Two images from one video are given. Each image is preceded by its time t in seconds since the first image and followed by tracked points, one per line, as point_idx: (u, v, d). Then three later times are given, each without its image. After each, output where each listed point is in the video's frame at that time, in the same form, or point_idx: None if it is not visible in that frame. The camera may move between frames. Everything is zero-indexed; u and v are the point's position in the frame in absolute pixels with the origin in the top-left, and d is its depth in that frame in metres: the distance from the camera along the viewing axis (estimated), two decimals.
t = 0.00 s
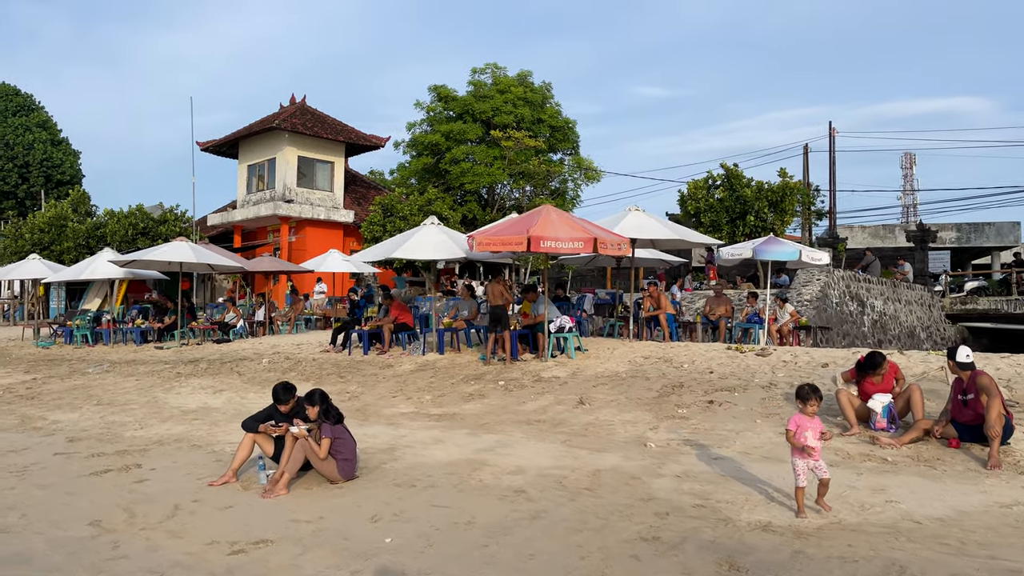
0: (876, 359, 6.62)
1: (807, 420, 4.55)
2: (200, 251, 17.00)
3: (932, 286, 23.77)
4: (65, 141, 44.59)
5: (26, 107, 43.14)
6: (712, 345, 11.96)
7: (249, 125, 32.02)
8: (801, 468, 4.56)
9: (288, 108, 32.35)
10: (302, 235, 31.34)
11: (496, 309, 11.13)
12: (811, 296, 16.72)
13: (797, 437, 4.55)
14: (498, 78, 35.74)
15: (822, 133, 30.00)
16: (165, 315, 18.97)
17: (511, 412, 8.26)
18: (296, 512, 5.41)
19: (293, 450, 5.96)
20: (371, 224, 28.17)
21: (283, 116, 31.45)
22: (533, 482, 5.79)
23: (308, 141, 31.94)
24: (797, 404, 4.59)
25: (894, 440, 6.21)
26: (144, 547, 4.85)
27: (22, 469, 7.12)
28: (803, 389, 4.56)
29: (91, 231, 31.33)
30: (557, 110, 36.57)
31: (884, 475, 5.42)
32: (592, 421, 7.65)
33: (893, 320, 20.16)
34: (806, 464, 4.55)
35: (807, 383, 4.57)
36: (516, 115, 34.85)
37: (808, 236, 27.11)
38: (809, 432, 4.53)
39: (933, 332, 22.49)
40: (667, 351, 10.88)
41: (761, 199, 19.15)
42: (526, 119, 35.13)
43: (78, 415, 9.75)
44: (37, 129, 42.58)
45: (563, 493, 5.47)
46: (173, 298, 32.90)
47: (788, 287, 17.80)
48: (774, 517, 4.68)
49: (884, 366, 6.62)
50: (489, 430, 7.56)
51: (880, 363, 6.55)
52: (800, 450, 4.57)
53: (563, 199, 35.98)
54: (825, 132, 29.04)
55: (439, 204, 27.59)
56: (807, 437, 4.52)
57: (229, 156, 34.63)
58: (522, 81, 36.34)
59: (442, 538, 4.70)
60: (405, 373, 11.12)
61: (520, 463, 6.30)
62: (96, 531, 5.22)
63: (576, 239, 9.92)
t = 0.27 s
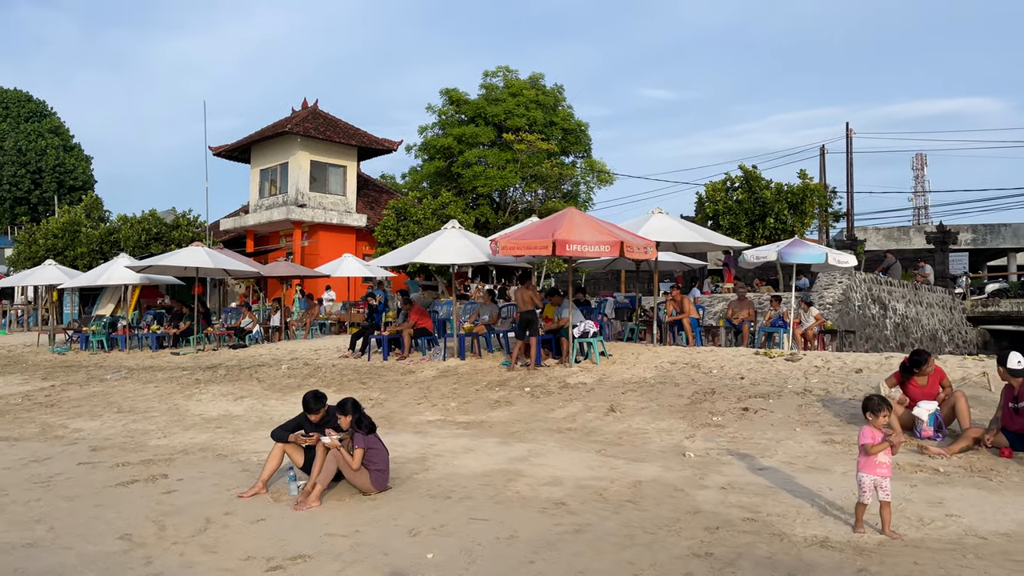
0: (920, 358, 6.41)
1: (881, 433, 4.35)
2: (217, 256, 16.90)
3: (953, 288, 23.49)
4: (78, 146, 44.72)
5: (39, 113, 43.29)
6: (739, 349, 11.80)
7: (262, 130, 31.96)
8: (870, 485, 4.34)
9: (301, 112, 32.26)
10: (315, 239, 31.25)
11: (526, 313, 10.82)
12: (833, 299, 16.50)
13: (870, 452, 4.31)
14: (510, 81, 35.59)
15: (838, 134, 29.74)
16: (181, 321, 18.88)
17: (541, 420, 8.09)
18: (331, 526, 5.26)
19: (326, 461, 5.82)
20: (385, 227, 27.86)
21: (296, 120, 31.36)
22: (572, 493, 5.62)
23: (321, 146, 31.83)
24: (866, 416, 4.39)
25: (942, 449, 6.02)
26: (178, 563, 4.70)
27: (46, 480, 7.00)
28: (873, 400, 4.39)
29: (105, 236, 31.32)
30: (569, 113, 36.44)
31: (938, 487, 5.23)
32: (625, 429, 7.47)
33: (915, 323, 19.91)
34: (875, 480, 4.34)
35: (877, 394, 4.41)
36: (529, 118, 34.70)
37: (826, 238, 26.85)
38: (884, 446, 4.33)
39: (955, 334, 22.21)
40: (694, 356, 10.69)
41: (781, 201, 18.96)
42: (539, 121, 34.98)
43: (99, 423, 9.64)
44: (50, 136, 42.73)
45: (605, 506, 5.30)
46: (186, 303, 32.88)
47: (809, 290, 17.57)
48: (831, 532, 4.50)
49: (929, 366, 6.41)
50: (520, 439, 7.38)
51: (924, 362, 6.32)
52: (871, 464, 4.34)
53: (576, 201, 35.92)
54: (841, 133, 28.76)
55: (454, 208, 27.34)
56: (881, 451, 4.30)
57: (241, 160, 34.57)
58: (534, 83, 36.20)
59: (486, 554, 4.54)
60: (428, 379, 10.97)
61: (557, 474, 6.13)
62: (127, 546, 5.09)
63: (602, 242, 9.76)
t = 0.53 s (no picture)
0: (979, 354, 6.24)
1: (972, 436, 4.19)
2: (246, 258, 16.90)
3: (987, 287, 23.10)
4: (103, 151, 45.13)
5: (65, 118, 43.75)
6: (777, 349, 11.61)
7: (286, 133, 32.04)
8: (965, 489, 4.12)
9: (324, 114, 32.30)
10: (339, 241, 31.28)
11: (566, 313, 10.59)
12: (869, 298, 16.21)
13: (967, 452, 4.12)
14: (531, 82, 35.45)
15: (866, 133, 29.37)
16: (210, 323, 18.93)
17: (583, 421, 7.95)
18: (382, 529, 5.16)
19: (374, 462, 5.74)
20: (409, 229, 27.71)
21: (319, 123, 31.40)
22: (627, 496, 5.48)
23: (344, 148, 31.84)
24: (959, 416, 4.21)
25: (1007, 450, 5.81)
26: (231, 567, 4.63)
27: (90, 482, 6.98)
28: (963, 401, 4.24)
29: (131, 240, 31.52)
30: (591, 113, 36.27)
31: (1010, 490, 5.04)
32: (672, 430, 7.32)
33: (949, 322, 19.56)
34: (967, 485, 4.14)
35: (966, 396, 4.27)
36: (551, 118, 34.54)
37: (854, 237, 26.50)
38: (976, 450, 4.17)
39: (990, 334, 21.82)
40: (733, 357, 10.50)
41: (812, 199, 18.70)
42: (561, 122, 34.81)
43: (136, 425, 9.63)
44: (76, 141, 43.16)
45: (662, 509, 5.17)
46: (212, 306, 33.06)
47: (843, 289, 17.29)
48: (905, 538, 4.34)
49: (989, 361, 6.21)
50: (565, 440, 7.26)
51: (984, 356, 6.14)
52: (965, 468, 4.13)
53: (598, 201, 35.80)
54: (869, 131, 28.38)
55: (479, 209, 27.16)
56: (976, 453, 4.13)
57: (265, 164, 34.70)
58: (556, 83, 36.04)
59: (547, 558, 4.43)
60: (462, 380, 10.87)
61: (608, 476, 5.99)
62: (178, 549, 5.02)
63: (641, 241, 9.57)
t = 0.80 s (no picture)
0: None
1: None
2: (289, 260, 16.97)
3: None
4: (143, 155, 45.84)
5: (107, 123, 44.48)
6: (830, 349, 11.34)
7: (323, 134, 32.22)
8: None
9: (360, 116, 32.42)
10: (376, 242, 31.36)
11: (615, 313, 10.47)
12: (920, 296, 15.81)
13: None
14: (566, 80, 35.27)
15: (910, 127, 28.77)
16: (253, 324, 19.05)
17: (640, 423, 7.81)
18: (447, 533, 5.08)
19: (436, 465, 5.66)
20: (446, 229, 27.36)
21: (356, 124, 31.50)
22: (698, 501, 5.34)
23: (381, 149, 31.91)
24: None
25: None
26: (300, 571, 4.58)
27: (149, 483, 7.01)
28: None
29: (173, 242, 31.92)
30: (626, 111, 36.00)
31: None
32: (734, 432, 7.15)
33: (1002, 319, 19.04)
34: None
35: None
36: (586, 117, 34.33)
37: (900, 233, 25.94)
38: None
39: None
40: (787, 357, 10.27)
41: (858, 196, 18.30)
42: (597, 120, 34.59)
43: (189, 426, 9.68)
44: (117, 145, 43.85)
45: (736, 514, 5.02)
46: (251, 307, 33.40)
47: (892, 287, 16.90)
48: (1001, 547, 4.15)
49: None
50: (623, 442, 7.12)
51: None
52: None
53: (633, 200, 35.57)
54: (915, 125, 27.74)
55: (516, 208, 26.96)
56: None
57: (302, 165, 34.93)
58: (591, 82, 35.81)
59: (623, 566, 4.31)
60: (510, 380, 10.77)
61: (675, 480, 5.86)
62: (245, 553, 4.99)
63: (693, 238, 9.42)
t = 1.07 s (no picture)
0: None
1: None
2: (340, 258, 16.99)
3: None
4: (192, 157, 46.67)
5: (157, 126, 45.28)
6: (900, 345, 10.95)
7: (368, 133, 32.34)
8: None
9: (405, 114, 32.48)
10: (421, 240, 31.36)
11: (676, 309, 10.25)
12: (989, 291, 15.24)
13: None
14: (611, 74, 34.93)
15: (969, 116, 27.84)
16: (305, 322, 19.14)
17: (708, 421, 7.58)
18: (522, 533, 4.94)
19: (507, 464, 5.51)
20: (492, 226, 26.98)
21: (401, 123, 31.56)
22: (783, 502, 5.11)
23: (426, 147, 31.88)
24: None
25: None
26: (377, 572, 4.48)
27: (216, 479, 7.01)
28: None
29: (223, 243, 32.37)
30: (673, 105, 35.54)
31: None
32: (810, 431, 6.89)
33: None
34: None
35: None
36: (632, 111, 33.95)
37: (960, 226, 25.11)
38: None
39: None
40: (856, 353, 9.91)
41: (921, 186, 17.70)
42: (643, 114, 34.19)
43: (249, 424, 9.70)
44: (167, 148, 44.72)
45: (827, 516, 4.78)
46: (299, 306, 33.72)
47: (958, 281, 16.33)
48: None
49: None
50: (694, 441, 6.90)
51: None
52: None
53: (680, 195, 35.14)
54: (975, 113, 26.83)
55: (563, 205, 26.67)
56: None
57: (347, 165, 35.13)
58: (636, 75, 35.41)
59: (714, 569, 4.12)
60: (568, 378, 10.59)
61: (754, 479, 5.64)
62: (319, 552, 4.91)
63: (759, 230, 9.16)
